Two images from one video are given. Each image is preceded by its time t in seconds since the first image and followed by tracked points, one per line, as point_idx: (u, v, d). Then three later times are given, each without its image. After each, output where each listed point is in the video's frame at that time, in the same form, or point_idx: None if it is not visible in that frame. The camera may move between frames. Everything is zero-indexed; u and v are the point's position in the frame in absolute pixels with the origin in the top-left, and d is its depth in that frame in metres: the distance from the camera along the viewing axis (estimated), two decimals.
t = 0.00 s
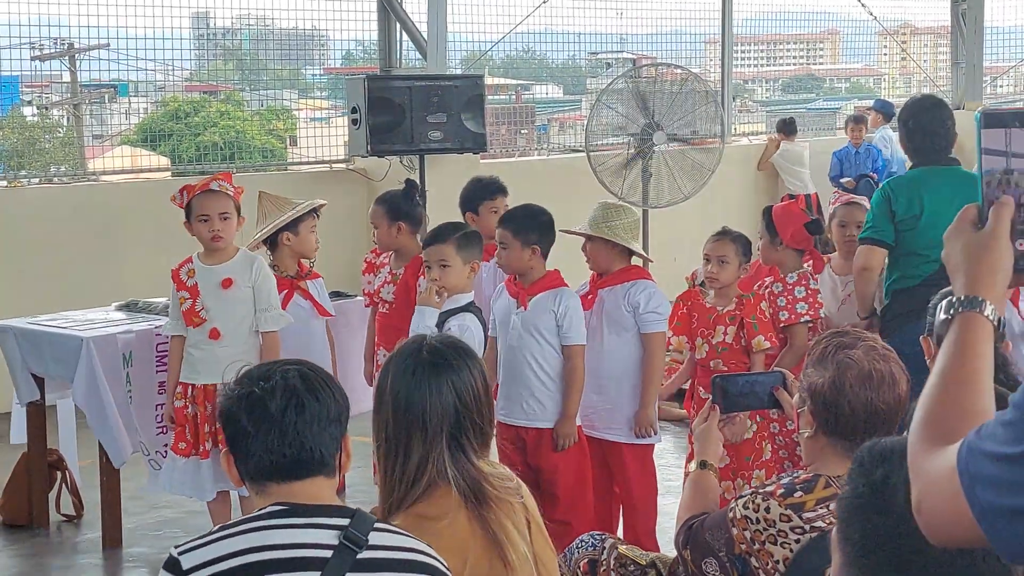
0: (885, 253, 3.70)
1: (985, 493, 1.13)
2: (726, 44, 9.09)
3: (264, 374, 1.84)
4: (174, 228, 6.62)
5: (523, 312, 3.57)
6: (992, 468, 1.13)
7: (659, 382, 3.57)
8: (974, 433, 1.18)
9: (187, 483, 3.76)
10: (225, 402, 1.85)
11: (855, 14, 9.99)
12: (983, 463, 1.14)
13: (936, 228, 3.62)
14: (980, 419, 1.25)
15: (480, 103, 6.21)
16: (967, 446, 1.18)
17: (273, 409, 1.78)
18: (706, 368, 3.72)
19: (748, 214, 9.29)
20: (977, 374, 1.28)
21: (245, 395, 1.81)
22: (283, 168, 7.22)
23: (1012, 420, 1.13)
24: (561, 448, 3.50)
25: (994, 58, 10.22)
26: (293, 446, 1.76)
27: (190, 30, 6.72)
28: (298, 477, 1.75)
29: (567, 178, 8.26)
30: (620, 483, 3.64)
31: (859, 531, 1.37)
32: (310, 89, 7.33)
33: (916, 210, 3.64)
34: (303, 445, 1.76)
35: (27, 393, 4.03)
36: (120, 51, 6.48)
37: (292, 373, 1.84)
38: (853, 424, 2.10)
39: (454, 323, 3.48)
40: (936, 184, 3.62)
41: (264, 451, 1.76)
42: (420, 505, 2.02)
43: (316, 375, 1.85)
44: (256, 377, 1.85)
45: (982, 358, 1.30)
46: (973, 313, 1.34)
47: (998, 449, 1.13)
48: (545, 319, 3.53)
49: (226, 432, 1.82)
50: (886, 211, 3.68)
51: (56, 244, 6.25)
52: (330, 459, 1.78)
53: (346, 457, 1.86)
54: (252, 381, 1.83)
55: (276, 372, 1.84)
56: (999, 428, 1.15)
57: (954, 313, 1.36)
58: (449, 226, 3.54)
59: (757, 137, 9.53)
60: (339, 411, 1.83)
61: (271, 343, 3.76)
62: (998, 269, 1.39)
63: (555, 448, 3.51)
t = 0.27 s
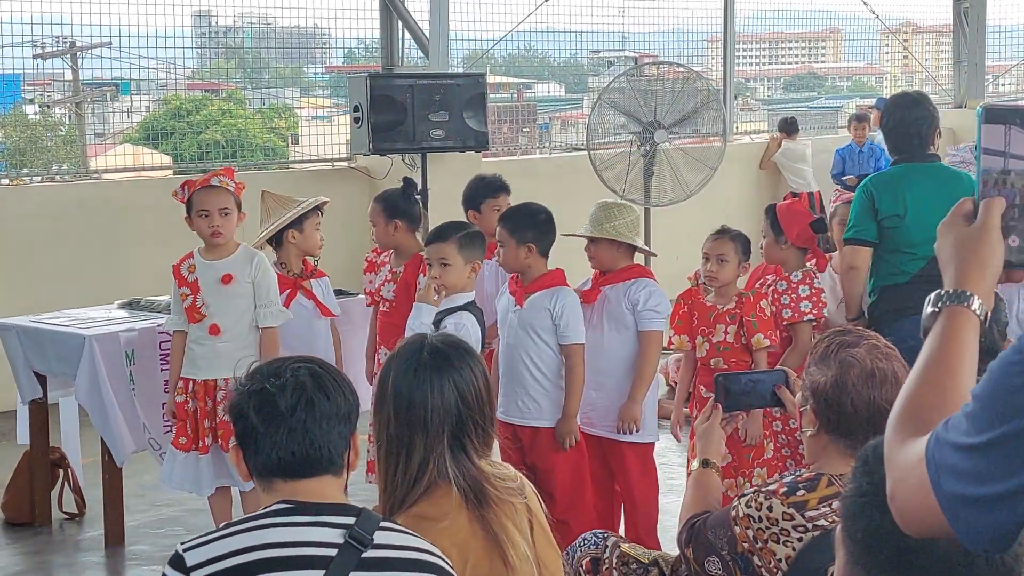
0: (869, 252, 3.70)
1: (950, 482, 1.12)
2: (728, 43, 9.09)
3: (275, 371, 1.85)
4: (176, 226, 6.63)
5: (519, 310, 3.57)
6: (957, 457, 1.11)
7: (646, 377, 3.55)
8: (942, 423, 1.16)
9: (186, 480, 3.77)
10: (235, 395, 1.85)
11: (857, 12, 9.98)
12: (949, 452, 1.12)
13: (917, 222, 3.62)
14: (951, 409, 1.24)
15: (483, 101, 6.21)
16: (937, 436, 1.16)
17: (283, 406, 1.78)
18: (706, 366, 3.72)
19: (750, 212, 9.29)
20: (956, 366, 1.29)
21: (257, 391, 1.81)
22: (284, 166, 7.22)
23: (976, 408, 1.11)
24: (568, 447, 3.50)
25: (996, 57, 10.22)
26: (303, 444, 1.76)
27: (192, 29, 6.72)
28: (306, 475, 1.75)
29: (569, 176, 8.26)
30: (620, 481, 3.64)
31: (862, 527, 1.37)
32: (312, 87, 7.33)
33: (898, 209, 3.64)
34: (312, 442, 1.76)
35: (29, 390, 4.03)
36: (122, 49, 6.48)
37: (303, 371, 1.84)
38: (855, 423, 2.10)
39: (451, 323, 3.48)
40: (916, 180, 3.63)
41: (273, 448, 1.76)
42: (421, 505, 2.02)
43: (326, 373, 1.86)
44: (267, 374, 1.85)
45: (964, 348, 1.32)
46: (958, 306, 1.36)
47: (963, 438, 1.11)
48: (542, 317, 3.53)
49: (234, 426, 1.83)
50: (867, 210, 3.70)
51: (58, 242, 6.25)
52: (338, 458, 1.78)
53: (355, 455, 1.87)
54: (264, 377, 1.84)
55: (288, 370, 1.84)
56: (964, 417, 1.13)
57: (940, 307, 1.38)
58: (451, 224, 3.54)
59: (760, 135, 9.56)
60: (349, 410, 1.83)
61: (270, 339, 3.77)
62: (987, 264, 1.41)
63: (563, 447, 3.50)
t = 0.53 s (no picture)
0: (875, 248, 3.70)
1: (916, 476, 1.18)
2: (730, 42, 9.08)
3: (281, 370, 1.85)
4: (178, 226, 6.63)
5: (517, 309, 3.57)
6: (923, 453, 1.17)
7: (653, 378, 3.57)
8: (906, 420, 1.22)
9: (191, 479, 3.78)
10: (240, 395, 1.85)
11: (858, 11, 9.97)
12: (915, 448, 1.18)
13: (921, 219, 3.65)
14: (919, 404, 1.27)
15: (485, 101, 6.21)
16: (902, 434, 1.22)
17: (288, 407, 1.78)
18: (708, 365, 3.72)
19: (752, 210, 9.29)
20: (929, 365, 1.30)
21: (263, 390, 1.81)
22: (286, 166, 7.23)
23: (939, 405, 1.16)
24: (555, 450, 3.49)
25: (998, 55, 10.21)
26: (310, 443, 1.76)
27: (193, 28, 6.72)
28: (313, 474, 1.75)
29: (571, 176, 8.25)
30: (622, 481, 3.64)
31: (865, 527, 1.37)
32: (313, 87, 7.33)
33: (904, 205, 3.65)
34: (315, 442, 1.76)
35: (32, 389, 4.03)
36: (124, 48, 6.48)
37: (310, 371, 1.84)
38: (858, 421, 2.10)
39: (450, 322, 3.47)
40: (918, 177, 3.63)
41: (278, 447, 1.76)
42: (422, 506, 2.03)
43: (333, 373, 1.86)
44: (272, 373, 1.85)
45: (936, 347, 1.31)
46: (932, 304, 1.34)
47: (926, 435, 1.17)
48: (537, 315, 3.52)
49: (240, 426, 1.82)
50: (874, 207, 3.69)
51: (61, 241, 6.26)
52: (344, 457, 1.78)
53: (359, 455, 1.87)
54: (269, 376, 1.84)
55: (294, 369, 1.84)
56: (927, 413, 1.18)
57: (915, 304, 1.36)
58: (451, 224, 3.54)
59: (761, 134, 9.55)
60: (355, 410, 1.83)
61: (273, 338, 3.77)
62: (964, 259, 1.39)
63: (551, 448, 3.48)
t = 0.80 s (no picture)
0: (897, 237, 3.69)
1: (880, 480, 1.15)
2: (732, 41, 9.07)
3: (285, 369, 1.85)
4: (179, 225, 6.64)
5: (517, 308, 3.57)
6: (886, 455, 1.14)
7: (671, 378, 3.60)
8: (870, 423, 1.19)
9: (197, 481, 3.78)
10: (244, 395, 1.85)
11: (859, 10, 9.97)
12: (877, 450, 1.16)
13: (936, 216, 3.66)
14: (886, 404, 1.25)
15: (486, 100, 6.21)
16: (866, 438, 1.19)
17: (291, 406, 1.78)
18: (708, 364, 3.72)
19: (754, 209, 9.28)
20: (892, 367, 1.27)
21: (265, 389, 1.82)
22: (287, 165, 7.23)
23: (900, 406, 1.14)
24: (542, 452, 3.49)
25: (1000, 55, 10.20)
26: (313, 442, 1.76)
27: (195, 27, 6.72)
28: (319, 472, 1.75)
29: (573, 175, 8.25)
30: (626, 481, 3.64)
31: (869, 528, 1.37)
32: (315, 86, 7.33)
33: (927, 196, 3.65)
34: (319, 440, 1.76)
35: (34, 389, 4.03)
36: (125, 48, 6.48)
37: (315, 370, 1.84)
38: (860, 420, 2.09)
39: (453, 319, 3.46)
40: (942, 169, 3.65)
41: (281, 446, 1.76)
42: (426, 503, 2.02)
43: (337, 373, 1.86)
44: (277, 372, 1.85)
45: (901, 347, 1.29)
46: (895, 306, 1.32)
47: (890, 437, 1.14)
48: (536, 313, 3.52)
49: (243, 425, 1.83)
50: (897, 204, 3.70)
51: (63, 240, 6.26)
52: (348, 456, 1.78)
53: (363, 454, 1.87)
54: (274, 376, 1.85)
55: (298, 369, 1.84)
56: (890, 416, 1.16)
57: (878, 307, 1.34)
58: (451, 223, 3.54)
59: (763, 133, 9.53)
60: (360, 410, 1.83)
61: (280, 339, 3.77)
62: (924, 262, 1.38)
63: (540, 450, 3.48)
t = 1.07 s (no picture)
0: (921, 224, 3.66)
1: (853, 486, 1.15)
2: (734, 41, 9.06)
3: (284, 371, 1.86)
4: (182, 225, 6.64)
5: (518, 309, 3.57)
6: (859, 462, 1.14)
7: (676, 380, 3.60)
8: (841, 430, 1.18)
9: (209, 482, 3.77)
10: (247, 397, 1.85)
11: (861, 10, 9.96)
12: (846, 458, 1.15)
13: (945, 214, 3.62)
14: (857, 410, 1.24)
15: (488, 100, 6.21)
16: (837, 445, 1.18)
17: (291, 407, 1.79)
18: (709, 364, 3.71)
19: (756, 209, 9.27)
20: (857, 375, 1.27)
21: (265, 393, 1.82)
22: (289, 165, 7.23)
23: (870, 412, 1.13)
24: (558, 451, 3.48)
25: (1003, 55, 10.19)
26: (314, 442, 1.76)
27: (197, 27, 6.73)
28: (323, 472, 1.75)
29: (575, 175, 8.25)
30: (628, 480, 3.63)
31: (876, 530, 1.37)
32: (317, 86, 7.33)
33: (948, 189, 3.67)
34: (320, 440, 1.76)
35: (36, 388, 4.03)
36: (127, 48, 6.49)
37: (313, 371, 1.85)
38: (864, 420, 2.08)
39: (456, 320, 3.45)
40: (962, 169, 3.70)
41: (282, 448, 1.76)
42: (430, 501, 2.02)
43: (336, 374, 1.87)
44: (276, 374, 1.86)
45: (867, 355, 1.29)
46: (858, 317, 1.33)
47: (861, 445, 1.14)
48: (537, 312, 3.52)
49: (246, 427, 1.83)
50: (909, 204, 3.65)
51: (66, 240, 6.27)
52: (351, 455, 1.78)
53: (367, 454, 1.87)
54: (273, 378, 1.85)
55: (296, 371, 1.85)
56: (860, 423, 1.15)
57: (840, 318, 1.34)
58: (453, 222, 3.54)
59: (765, 133, 9.52)
60: (360, 409, 1.83)
61: (289, 341, 3.79)
62: (885, 273, 1.39)
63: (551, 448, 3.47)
